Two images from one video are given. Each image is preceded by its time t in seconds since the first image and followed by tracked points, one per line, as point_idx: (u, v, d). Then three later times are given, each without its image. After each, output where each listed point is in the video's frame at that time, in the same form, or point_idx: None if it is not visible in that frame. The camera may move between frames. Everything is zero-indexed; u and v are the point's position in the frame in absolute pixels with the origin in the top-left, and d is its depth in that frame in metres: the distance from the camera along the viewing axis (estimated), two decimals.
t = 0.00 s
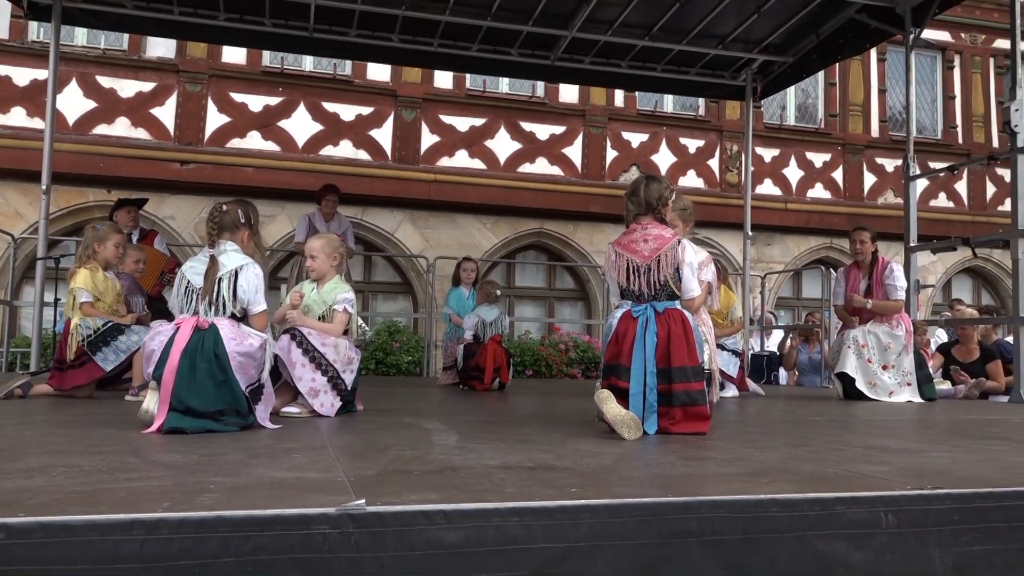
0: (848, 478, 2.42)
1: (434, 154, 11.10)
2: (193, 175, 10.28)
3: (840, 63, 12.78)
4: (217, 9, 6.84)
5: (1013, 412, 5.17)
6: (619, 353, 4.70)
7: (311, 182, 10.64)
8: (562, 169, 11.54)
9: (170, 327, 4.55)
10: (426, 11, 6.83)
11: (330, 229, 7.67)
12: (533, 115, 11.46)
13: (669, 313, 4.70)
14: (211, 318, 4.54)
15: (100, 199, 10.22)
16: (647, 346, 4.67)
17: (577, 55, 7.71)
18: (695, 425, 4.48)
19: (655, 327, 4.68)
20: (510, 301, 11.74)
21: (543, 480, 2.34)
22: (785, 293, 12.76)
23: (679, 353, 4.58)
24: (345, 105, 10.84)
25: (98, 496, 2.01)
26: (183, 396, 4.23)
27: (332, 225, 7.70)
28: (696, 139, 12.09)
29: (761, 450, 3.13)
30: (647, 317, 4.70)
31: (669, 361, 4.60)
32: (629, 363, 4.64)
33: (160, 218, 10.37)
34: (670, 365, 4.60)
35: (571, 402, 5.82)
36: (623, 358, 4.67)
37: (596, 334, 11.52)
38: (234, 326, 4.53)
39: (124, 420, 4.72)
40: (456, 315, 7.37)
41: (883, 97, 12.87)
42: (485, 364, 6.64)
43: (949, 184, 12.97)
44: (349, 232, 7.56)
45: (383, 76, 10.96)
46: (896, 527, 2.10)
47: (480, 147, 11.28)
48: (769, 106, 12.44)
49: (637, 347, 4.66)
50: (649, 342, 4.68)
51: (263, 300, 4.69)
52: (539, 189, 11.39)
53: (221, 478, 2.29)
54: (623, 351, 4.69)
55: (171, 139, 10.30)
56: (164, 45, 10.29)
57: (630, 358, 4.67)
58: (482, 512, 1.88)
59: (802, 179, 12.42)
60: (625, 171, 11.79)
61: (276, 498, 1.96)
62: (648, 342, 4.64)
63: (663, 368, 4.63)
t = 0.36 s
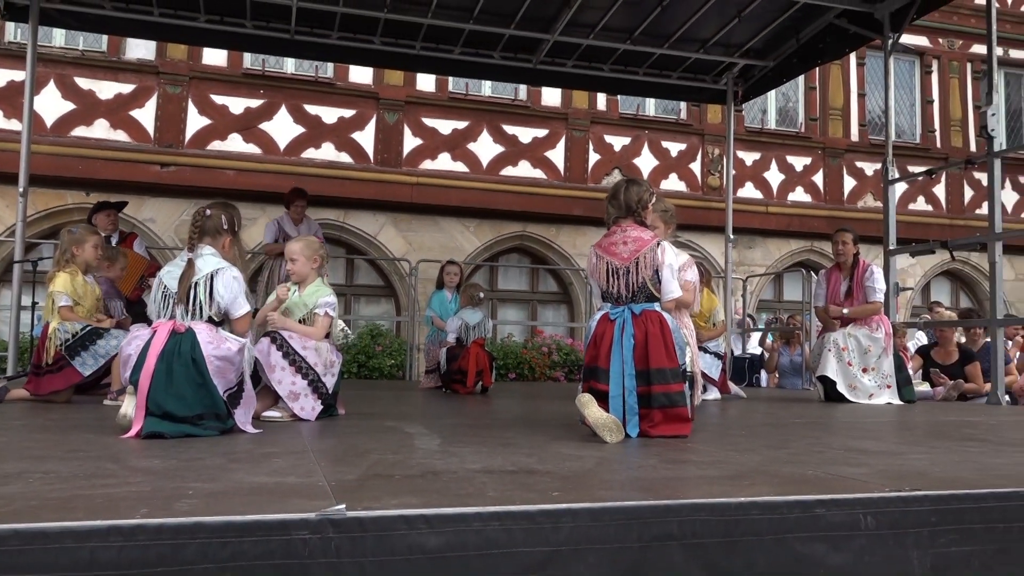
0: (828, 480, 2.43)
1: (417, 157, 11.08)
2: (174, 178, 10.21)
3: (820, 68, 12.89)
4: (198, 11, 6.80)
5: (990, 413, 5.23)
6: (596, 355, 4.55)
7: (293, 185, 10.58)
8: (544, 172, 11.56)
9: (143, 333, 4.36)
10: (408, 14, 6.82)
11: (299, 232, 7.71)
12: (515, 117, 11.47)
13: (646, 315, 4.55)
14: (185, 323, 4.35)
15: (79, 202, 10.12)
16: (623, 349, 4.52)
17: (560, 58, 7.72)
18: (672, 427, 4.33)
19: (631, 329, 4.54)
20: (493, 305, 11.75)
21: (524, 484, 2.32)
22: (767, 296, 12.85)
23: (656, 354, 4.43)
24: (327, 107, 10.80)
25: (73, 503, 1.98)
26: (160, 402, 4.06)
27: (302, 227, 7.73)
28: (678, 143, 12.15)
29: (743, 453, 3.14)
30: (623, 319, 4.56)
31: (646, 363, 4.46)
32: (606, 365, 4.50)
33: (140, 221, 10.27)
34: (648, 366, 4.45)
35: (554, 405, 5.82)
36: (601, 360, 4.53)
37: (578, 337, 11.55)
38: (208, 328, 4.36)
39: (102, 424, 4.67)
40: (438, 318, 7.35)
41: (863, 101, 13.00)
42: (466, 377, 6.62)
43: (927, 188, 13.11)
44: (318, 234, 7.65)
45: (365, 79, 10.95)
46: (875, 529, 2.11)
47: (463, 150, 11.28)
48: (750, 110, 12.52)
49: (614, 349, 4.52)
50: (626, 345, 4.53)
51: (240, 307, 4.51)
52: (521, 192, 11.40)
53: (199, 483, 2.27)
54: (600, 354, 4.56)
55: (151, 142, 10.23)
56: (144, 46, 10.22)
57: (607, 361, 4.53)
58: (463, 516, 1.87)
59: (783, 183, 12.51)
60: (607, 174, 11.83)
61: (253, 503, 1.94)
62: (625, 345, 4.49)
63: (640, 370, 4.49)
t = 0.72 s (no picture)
0: (813, 486, 2.44)
1: (405, 162, 11.07)
2: (161, 181, 10.16)
3: (807, 75, 12.98)
4: (186, 13, 6.78)
5: (975, 419, 5.27)
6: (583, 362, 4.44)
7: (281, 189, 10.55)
8: (533, 177, 11.58)
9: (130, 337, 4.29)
10: (397, 19, 6.83)
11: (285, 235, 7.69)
12: (504, 122, 11.49)
13: (631, 321, 4.42)
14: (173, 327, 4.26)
15: (64, 204, 10.07)
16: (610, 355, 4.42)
17: (549, 64, 7.75)
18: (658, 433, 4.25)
19: (617, 336, 4.45)
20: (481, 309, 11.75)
21: (511, 490, 2.32)
22: (754, 301, 12.92)
23: (642, 360, 4.36)
24: (316, 111, 10.79)
25: (56, 509, 1.96)
26: (146, 407, 4.00)
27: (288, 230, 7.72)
28: (666, 149, 12.20)
29: (729, 459, 3.15)
30: (609, 325, 4.44)
31: (632, 369, 4.38)
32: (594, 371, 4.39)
33: (127, 224, 10.21)
34: (634, 373, 4.37)
35: (542, 410, 5.82)
36: (587, 366, 4.42)
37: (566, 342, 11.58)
38: (196, 333, 4.29)
39: (86, 428, 4.63)
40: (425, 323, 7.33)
41: (849, 109, 13.11)
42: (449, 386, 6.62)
43: (913, 195, 13.21)
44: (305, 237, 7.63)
45: (354, 83, 10.94)
46: (860, 535, 2.12)
47: (452, 154, 11.27)
48: (738, 117, 12.59)
49: (600, 356, 4.42)
50: (612, 352, 4.44)
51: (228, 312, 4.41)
52: (510, 197, 11.40)
53: (184, 489, 2.25)
54: (587, 360, 4.46)
55: (138, 145, 10.18)
56: (132, 48, 10.19)
57: (594, 368, 4.43)
58: (449, 522, 1.86)
59: (770, 189, 12.58)
60: (596, 180, 11.86)
61: (238, 509, 1.94)
62: (611, 352, 4.40)
63: (626, 377, 4.40)
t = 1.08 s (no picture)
0: (798, 492, 2.45)
1: (394, 166, 11.07)
2: (148, 184, 10.11)
3: (795, 82, 13.06)
4: (174, 16, 6.75)
5: (960, 424, 5.31)
6: (577, 363, 4.28)
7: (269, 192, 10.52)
8: (522, 181, 11.59)
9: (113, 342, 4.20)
10: (387, 23, 6.83)
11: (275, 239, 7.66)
12: (494, 127, 11.50)
13: (628, 324, 4.27)
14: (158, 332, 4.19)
15: (50, 207, 9.99)
16: (604, 356, 4.23)
17: (538, 69, 7.76)
18: (644, 437, 4.04)
19: (612, 337, 4.28)
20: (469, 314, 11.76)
21: (497, 496, 2.31)
22: (742, 307, 12.97)
23: (634, 362, 4.17)
24: (305, 114, 10.76)
25: (37, 514, 1.95)
26: (131, 412, 3.90)
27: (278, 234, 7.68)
28: (655, 155, 12.24)
29: (715, 464, 3.16)
30: (604, 328, 4.28)
31: (624, 370, 4.20)
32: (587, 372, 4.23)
33: (113, 227, 10.15)
34: (625, 375, 4.18)
35: (529, 415, 5.81)
36: (580, 367, 4.26)
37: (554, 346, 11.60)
38: (181, 336, 4.23)
39: (70, 432, 4.60)
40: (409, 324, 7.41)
41: (836, 116, 13.20)
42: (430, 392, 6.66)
43: (900, 202, 13.30)
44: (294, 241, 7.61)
45: (344, 87, 10.93)
46: (844, 541, 2.13)
47: (441, 158, 11.28)
48: (726, 123, 12.65)
49: (594, 356, 4.26)
50: (607, 353, 4.26)
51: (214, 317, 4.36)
52: (499, 202, 11.42)
53: (168, 494, 2.24)
54: (581, 362, 4.28)
55: (125, 147, 10.13)
56: (119, 50, 10.16)
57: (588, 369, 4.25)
58: (434, 528, 1.85)
59: (758, 196, 12.64)
60: (585, 185, 11.88)
61: (222, 515, 1.93)
62: (605, 352, 4.22)
63: (618, 378, 4.22)
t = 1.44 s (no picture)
0: (783, 495, 2.46)
1: (383, 168, 11.05)
2: (134, 184, 10.06)
3: (783, 87, 13.13)
4: (162, 16, 6.73)
5: (945, 427, 5.34)
6: (573, 364, 4.14)
7: (257, 193, 10.48)
8: (510, 184, 11.60)
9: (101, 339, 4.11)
10: (376, 24, 6.83)
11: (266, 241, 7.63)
12: (483, 129, 11.50)
13: (625, 326, 4.14)
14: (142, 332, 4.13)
15: (35, 206, 9.92)
16: (601, 357, 4.10)
17: (527, 72, 7.76)
18: (639, 440, 3.93)
19: (609, 337, 4.14)
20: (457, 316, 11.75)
21: (483, 498, 2.31)
22: (729, 310, 13.01)
23: (631, 362, 4.04)
24: (293, 115, 10.74)
25: (17, 517, 1.93)
26: (114, 414, 3.84)
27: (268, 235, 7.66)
28: (643, 158, 12.27)
29: (701, 467, 3.17)
30: (601, 328, 4.16)
31: (620, 370, 4.07)
32: (583, 372, 4.09)
33: (99, 227, 10.09)
34: (622, 375, 4.04)
35: (516, 418, 5.80)
36: (576, 367, 4.12)
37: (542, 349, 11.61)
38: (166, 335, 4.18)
39: (53, 433, 4.56)
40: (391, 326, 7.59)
41: (824, 120, 13.27)
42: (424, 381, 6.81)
43: (886, 206, 13.38)
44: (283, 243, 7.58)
45: (332, 88, 10.91)
46: (828, 543, 2.14)
47: (430, 160, 11.27)
48: (714, 126, 12.69)
49: (590, 357, 4.12)
50: (604, 354, 4.13)
51: (206, 315, 4.31)
52: (487, 204, 11.42)
53: (151, 497, 2.23)
54: (577, 362, 4.14)
55: (111, 147, 10.07)
56: (106, 50, 10.11)
57: (585, 370, 4.11)
58: (419, 530, 1.85)
59: (745, 200, 12.68)
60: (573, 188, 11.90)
61: (206, 517, 1.92)
62: (602, 353, 4.09)
63: (615, 378, 4.09)
